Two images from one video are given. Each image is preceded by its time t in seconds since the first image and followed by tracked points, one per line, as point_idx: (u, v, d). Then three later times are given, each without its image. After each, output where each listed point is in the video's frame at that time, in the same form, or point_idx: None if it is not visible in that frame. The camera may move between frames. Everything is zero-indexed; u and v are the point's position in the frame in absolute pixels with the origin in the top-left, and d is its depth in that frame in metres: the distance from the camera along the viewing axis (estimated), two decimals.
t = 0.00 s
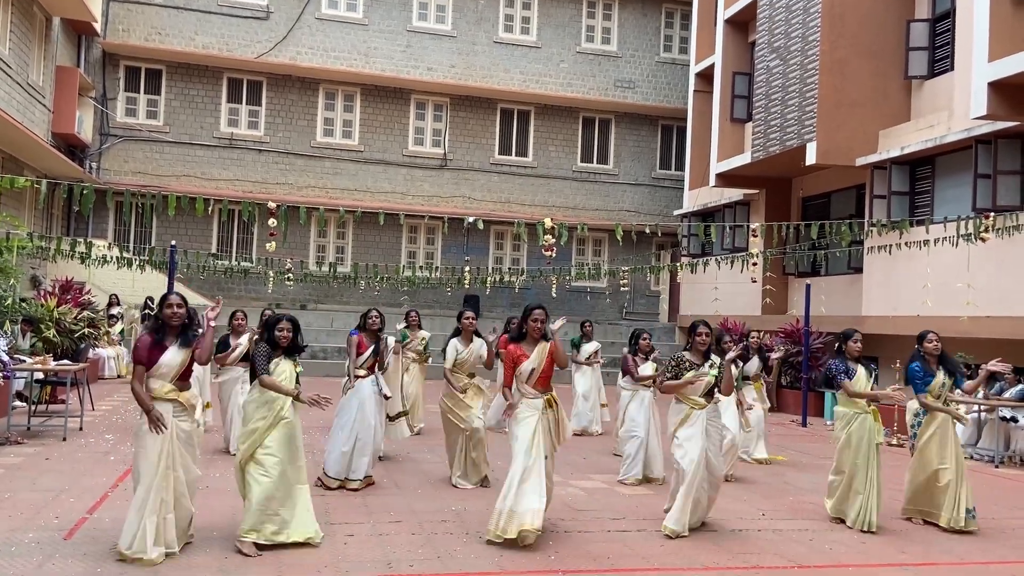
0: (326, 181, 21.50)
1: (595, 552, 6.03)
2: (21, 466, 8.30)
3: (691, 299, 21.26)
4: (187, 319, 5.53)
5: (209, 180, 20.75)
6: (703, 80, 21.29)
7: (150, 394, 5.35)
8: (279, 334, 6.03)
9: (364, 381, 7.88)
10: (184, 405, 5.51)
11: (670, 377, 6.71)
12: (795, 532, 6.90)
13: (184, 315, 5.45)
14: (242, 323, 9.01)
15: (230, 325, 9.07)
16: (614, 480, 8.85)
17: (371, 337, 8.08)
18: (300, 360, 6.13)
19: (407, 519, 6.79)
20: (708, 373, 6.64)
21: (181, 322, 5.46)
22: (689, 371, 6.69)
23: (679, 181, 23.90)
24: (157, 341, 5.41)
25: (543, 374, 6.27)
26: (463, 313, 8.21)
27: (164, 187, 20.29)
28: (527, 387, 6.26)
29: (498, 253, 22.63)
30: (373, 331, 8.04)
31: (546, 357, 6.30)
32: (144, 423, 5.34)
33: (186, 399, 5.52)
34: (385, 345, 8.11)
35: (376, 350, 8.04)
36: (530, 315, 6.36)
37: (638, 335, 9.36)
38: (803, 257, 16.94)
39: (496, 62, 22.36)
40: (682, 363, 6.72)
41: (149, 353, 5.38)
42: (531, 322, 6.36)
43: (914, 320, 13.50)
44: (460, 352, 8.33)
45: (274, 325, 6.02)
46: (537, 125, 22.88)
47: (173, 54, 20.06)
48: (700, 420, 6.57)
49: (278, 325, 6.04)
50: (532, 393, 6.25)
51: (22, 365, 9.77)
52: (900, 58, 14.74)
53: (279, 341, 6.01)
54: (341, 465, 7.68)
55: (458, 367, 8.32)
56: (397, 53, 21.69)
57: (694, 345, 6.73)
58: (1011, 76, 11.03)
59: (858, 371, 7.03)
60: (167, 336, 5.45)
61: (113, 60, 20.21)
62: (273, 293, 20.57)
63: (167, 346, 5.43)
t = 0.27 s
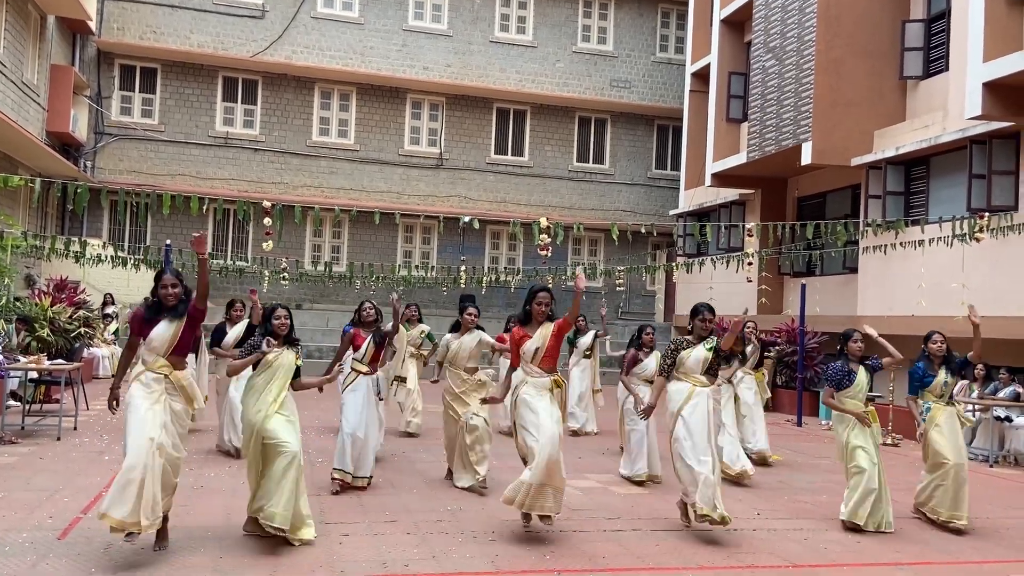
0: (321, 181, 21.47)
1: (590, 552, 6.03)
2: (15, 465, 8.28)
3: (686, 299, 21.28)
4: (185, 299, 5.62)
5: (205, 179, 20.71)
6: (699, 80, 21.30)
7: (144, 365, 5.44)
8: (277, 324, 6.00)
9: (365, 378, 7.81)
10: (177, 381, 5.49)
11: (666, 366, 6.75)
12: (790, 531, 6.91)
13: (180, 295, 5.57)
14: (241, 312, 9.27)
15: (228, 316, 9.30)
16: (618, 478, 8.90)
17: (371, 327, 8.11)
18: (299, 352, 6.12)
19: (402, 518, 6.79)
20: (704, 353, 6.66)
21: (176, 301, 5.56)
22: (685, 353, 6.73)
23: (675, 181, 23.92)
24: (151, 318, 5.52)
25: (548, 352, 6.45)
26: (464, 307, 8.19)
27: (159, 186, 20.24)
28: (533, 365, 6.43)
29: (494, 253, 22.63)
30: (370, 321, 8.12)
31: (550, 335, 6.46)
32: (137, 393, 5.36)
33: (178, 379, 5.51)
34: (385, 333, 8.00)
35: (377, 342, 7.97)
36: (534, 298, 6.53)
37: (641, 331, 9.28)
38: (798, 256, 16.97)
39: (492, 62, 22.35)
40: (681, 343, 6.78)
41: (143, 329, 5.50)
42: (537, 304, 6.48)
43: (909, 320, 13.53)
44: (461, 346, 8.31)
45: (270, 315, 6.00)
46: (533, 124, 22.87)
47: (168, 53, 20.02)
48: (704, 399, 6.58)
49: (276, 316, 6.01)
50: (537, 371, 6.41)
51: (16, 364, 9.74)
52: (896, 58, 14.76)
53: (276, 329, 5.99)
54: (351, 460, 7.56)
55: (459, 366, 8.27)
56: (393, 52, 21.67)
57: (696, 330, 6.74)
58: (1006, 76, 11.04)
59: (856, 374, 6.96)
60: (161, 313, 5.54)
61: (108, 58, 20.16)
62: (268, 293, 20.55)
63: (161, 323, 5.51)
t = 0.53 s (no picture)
0: (316, 180, 21.44)
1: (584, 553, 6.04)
2: (8, 466, 8.26)
3: (682, 299, 21.30)
4: (172, 328, 5.34)
5: (199, 178, 20.67)
6: (694, 80, 21.32)
7: (125, 396, 5.18)
8: (276, 344, 5.84)
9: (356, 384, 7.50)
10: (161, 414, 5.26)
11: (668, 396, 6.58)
12: (784, 532, 6.93)
13: (168, 324, 5.29)
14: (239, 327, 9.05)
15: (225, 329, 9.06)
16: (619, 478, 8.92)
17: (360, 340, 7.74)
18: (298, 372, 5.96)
19: (397, 519, 6.78)
20: (705, 379, 6.51)
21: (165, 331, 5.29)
22: (683, 380, 6.56)
23: (670, 181, 23.95)
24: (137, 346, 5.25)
25: (556, 384, 6.27)
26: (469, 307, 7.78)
27: (154, 186, 20.20)
28: (540, 398, 6.22)
29: (489, 253, 22.63)
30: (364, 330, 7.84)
31: (557, 366, 6.34)
32: (119, 423, 5.08)
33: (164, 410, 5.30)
34: (375, 346, 7.59)
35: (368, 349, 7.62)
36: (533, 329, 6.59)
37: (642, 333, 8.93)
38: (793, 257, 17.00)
39: (487, 62, 22.35)
40: (679, 371, 6.63)
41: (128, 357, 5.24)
42: (536, 337, 6.54)
43: (903, 320, 13.56)
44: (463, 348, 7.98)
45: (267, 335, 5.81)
46: (528, 125, 22.88)
47: (163, 52, 19.99)
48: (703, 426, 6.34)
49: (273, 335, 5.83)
50: (545, 403, 6.21)
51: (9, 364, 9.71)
52: (890, 59, 14.80)
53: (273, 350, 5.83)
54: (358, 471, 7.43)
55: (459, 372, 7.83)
56: (389, 52, 21.66)
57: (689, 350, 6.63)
58: (999, 78, 11.07)
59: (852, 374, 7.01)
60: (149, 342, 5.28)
61: (102, 57, 20.12)
62: (263, 293, 20.52)
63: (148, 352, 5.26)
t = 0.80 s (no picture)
0: (311, 181, 21.43)
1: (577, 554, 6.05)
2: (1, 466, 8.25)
3: (676, 301, 21.34)
4: (169, 304, 5.30)
5: (194, 179, 20.65)
6: (689, 82, 21.35)
7: (120, 375, 5.12)
8: (277, 313, 5.72)
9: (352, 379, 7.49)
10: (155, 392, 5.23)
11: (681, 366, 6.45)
12: (777, 532, 6.95)
13: (165, 298, 5.24)
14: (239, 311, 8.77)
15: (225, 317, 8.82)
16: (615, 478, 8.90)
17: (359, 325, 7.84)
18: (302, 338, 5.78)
19: (391, 520, 6.79)
20: (719, 355, 6.40)
21: (162, 307, 5.26)
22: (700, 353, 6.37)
23: (665, 183, 24.00)
24: (134, 322, 5.20)
25: (565, 353, 6.23)
26: (475, 293, 7.62)
27: (148, 186, 20.17)
28: (548, 365, 6.16)
29: (484, 254, 22.64)
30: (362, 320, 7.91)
31: (569, 338, 6.28)
32: (112, 405, 5.05)
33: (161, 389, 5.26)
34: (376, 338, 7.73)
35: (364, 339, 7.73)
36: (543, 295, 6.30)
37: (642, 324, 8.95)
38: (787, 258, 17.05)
39: (482, 63, 22.36)
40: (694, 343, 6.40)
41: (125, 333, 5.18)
42: (544, 299, 6.22)
43: (896, 322, 13.61)
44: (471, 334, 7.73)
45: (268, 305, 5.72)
46: (524, 126, 22.89)
47: (158, 52, 19.96)
48: (709, 408, 6.29)
49: (275, 304, 5.72)
50: (552, 370, 6.13)
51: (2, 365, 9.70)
52: (883, 61, 14.84)
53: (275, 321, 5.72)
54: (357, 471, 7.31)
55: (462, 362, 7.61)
56: (384, 52, 21.66)
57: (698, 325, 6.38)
58: (992, 81, 11.11)
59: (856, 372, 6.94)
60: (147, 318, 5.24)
61: (96, 57, 20.09)
62: (258, 293, 20.51)
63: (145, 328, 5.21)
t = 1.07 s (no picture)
0: (307, 181, 21.43)
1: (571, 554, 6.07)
2: None
3: (672, 301, 21.35)
4: (162, 326, 5.32)
5: (189, 179, 20.63)
6: (685, 83, 21.37)
7: (116, 400, 5.15)
8: (279, 344, 5.44)
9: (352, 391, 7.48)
10: (154, 413, 5.27)
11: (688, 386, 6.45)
12: (771, 533, 6.97)
13: (158, 321, 5.26)
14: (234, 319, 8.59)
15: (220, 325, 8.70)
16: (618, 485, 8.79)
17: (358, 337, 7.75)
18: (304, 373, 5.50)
19: (385, 520, 6.80)
20: (726, 379, 6.40)
21: (154, 330, 5.28)
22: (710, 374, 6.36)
23: (661, 184, 24.03)
24: (127, 348, 5.21)
25: (570, 387, 5.98)
26: (471, 311, 7.81)
27: (143, 186, 20.16)
28: (551, 401, 5.94)
29: (480, 254, 22.65)
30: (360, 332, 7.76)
31: (573, 373, 5.98)
32: (113, 430, 5.07)
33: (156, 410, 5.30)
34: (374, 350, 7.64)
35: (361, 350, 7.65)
36: (550, 322, 6.15)
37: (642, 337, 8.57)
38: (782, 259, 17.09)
39: (478, 64, 22.37)
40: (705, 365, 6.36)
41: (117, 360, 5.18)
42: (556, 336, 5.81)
43: (890, 322, 13.64)
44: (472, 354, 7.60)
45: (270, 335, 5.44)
46: (519, 126, 22.90)
47: (153, 52, 19.94)
48: (720, 428, 6.26)
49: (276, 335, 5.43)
50: (555, 407, 5.93)
51: None
52: (877, 63, 14.88)
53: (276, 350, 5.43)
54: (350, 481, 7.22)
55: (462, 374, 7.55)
56: (380, 53, 21.66)
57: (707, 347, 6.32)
58: (985, 83, 11.14)
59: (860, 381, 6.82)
60: (141, 343, 5.26)
61: (91, 57, 20.07)
62: (253, 293, 20.50)
63: (140, 353, 5.23)
